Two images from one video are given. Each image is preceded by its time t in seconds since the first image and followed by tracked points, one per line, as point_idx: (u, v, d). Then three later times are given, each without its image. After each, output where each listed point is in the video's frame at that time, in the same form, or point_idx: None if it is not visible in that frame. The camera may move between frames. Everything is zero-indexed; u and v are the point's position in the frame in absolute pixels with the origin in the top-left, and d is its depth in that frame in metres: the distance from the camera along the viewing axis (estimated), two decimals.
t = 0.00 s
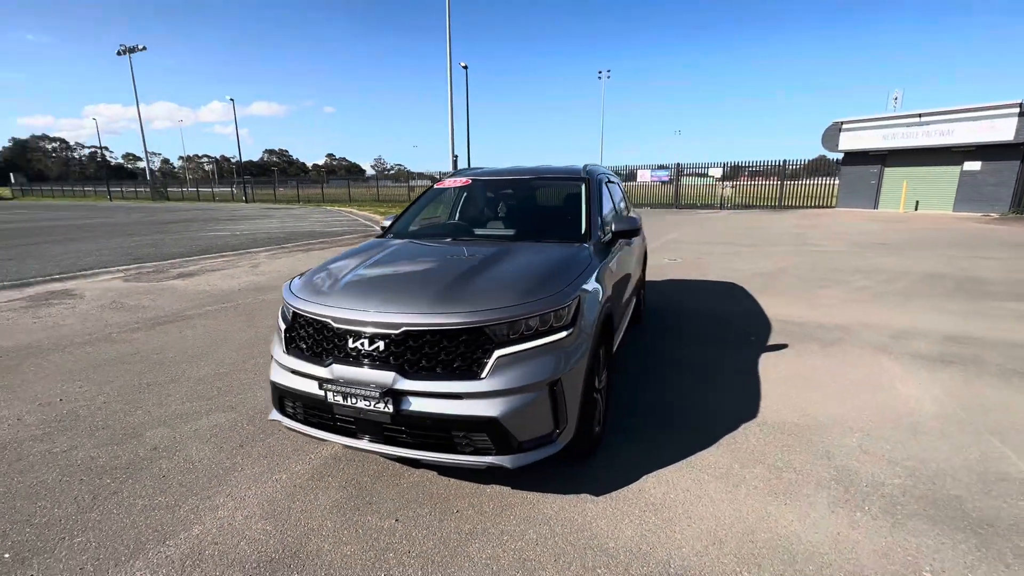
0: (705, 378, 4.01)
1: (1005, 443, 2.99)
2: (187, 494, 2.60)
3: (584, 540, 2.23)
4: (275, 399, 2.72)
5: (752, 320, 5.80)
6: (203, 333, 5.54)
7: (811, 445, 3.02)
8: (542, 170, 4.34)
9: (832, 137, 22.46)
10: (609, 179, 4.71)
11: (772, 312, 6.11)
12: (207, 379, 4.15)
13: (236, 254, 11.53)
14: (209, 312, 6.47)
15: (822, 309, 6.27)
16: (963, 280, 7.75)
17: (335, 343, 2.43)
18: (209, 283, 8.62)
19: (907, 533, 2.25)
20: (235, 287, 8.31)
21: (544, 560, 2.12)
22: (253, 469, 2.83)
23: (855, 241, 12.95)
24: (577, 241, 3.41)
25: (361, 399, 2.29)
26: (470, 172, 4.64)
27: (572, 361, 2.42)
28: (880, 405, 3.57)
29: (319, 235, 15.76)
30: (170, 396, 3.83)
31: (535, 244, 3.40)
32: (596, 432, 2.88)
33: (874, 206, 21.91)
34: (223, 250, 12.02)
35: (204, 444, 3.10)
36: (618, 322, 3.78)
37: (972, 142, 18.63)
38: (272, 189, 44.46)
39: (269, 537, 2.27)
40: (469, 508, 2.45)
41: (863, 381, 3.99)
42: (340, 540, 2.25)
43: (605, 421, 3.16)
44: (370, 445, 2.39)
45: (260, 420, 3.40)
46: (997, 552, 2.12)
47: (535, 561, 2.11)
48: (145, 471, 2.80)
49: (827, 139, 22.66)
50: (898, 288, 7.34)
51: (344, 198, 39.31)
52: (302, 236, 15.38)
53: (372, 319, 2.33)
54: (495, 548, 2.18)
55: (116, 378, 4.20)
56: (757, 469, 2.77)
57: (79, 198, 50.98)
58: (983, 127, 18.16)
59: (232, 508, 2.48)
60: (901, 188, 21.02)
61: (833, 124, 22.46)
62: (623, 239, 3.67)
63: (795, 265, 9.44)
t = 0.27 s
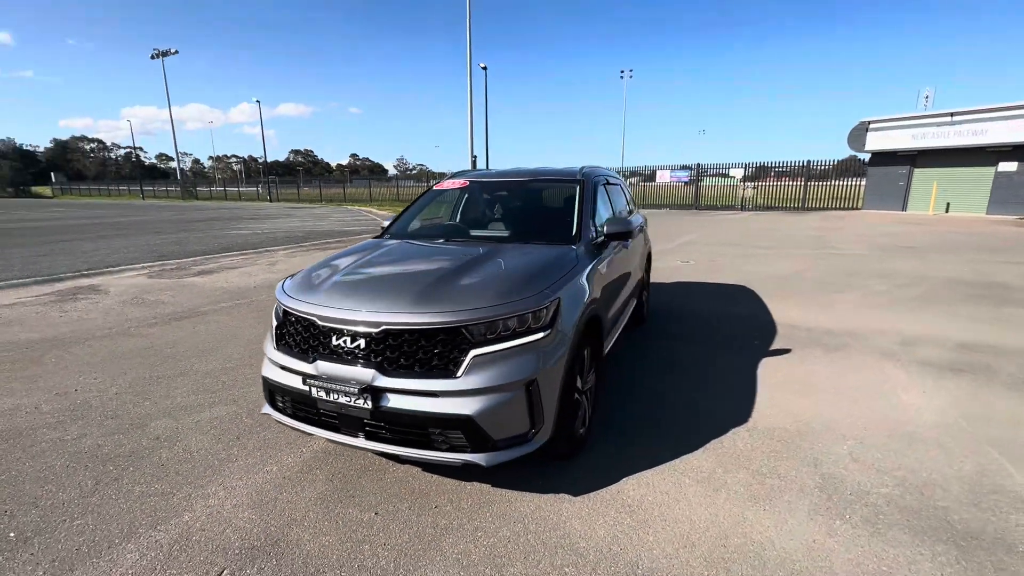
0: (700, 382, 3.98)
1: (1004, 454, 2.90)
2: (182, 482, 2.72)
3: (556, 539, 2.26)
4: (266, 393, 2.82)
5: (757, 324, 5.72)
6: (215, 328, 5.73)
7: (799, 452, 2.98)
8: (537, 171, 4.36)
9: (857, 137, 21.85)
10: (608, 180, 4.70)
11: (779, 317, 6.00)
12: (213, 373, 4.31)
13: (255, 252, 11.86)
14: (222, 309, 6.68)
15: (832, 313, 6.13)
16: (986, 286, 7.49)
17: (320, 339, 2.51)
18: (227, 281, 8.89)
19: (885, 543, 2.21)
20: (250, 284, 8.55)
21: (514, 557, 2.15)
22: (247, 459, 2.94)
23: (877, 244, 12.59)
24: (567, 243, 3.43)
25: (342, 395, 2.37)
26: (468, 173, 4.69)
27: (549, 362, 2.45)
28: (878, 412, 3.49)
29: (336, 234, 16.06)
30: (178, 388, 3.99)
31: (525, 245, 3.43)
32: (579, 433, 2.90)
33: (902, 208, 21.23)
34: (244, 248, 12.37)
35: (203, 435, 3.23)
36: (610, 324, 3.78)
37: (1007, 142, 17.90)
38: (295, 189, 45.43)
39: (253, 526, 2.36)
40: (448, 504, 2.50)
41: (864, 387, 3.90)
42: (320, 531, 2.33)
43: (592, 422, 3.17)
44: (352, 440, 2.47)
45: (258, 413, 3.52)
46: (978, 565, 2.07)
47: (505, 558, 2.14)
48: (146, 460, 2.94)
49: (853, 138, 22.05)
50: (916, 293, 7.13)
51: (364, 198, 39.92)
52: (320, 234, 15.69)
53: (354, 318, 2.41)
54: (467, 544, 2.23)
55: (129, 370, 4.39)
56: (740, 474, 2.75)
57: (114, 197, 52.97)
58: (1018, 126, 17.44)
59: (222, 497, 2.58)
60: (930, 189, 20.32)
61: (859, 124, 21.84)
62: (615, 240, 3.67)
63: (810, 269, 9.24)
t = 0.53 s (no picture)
0: (702, 387, 3.92)
1: (1016, 469, 2.78)
2: (184, 473, 2.81)
3: (540, 541, 2.26)
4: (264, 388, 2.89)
5: (769, 328, 5.60)
6: (230, 324, 5.89)
7: (798, 460, 2.91)
8: (541, 172, 4.36)
9: (888, 136, 21.15)
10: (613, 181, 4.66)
11: (792, 321, 5.86)
12: (224, 367, 4.43)
13: (275, 250, 12.13)
14: (239, 305, 6.87)
15: (849, 319, 5.96)
16: (1017, 292, 7.16)
17: (314, 337, 2.57)
18: (246, 278, 9.13)
19: (879, 557, 2.14)
20: (268, 282, 8.75)
21: (496, 557, 2.16)
22: (247, 452, 3.02)
23: (904, 247, 12.16)
24: (565, 244, 3.42)
25: (333, 392, 2.42)
26: (473, 173, 4.71)
27: (538, 363, 2.44)
28: (886, 421, 3.38)
29: (355, 233, 16.31)
30: (189, 382, 4.12)
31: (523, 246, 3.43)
32: (572, 435, 2.89)
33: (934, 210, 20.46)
34: (264, 246, 12.66)
35: (208, 427, 3.33)
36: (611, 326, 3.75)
37: None
38: (318, 188, 46.27)
39: (246, 517, 2.43)
40: (436, 503, 2.52)
41: (874, 396, 3.79)
42: (310, 524, 2.38)
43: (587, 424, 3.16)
44: (343, 436, 2.51)
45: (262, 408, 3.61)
46: None
47: (487, 558, 2.15)
48: (152, 450, 3.05)
49: (883, 138, 21.35)
50: (941, 299, 6.87)
51: (385, 197, 40.42)
52: (339, 233, 15.95)
53: (345, 316, 2.45)
54: (451, 542, 2.25)
55: (145, 363, 4.56)
56: (735, 481, 2.71)
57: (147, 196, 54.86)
58: None
59: (220, 488, 2.66)
60: (965, 191, 19.53)
61: (890, 123, 21.13)
62: (616, 242, 3.63)
63: (831, 272, 8.99)
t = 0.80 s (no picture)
0: (708, 392, 3.81)
1: None
2: (181, 466, 2.85)
3: (526, 547, 2.21)
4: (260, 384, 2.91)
5: (784, 333, 5.42)
6: (242, 320, 5.99)
7: (803, 470, 2.79)
8: (546, 171, 4.30)
9: (920, 135, 20.37)
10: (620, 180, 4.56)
11: (809, 326, 5.66)
12: (231, 363, 4.50)
13: (294, 248, 12.33)
14: (253, 302, 6.99)
15: (870, 324, 5.73)
16: None
17: (306, 334, 2.57)
18: (263, 275, 9.30)
19: None
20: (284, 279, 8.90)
21: (479, 562, 2.12)
22: (244, 447, 3.05)
23: (935, 251, 11.68)
24: (565, 243, 3.35)
25: (322, 390, 2.41)
26: (479, 172, 4.69)
27: (528, 365, 2.40)
28: (901, 432, 3.22)
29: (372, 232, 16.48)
30: (196, 376, 4.19)
31: (522, 245, 3.38)
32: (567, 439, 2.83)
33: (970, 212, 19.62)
34: (283, 244, 12.88)
35: (209, 422, 3.38)
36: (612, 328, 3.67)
37: None
38: (340, 187, 46.98)
39: (236, 512, 2.44)
40: (424, 504, 2.49)
41: (890, 405, 3.62)
42: (297, 521, 2.37)
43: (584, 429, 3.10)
44: (332, 434, 2.51)
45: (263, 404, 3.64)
46: None
47: (470, 563, 2.12)
48: (153, 443, 3.10)
49: (915, 137, 20.58)
50: (970, 305, 6.56)
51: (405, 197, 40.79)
52: (357, 232, 16.14)
53: (336, 314, 2.45)
54: (435, 545, 2.21)
55: (157, 357, 4.66)
56: (734, 491, 2.61)
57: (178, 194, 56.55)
58: None
59: (214, 482, 2.69)
60: (1003, 192, 18.67)
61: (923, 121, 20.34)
62: (619, 242, 3.55)
63: (855, 276, 8.68)
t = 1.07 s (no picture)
0: (713, 402, 3.67)
1: None
2: (174, 464, 2.87)
3: (507, 559, 2.14)
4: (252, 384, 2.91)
5: (799, 340, 5.22)
6: (252, 318, 6.06)
7: (807, 487, 2.65)
8: (549, 171, 4.22)
9: (956, 135, 19.54)
10: (626, 180, 4.44)
11: (826, 333, 5.45)
12: (236, 361, 4.54)
13: (310, 247, 12.49)
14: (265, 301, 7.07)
15: (891, 332, 5.48)
16: None
17: (293, 335, 2.55)
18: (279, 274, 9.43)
19: None
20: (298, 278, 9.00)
21: (457, 572, 2.07)
22: (237, 446, 3.06)
23: (969, 256, 11.15)
24: (563, 245, 3.27)
25: (307, 392, 2.39)
26: (482, 172, 4.63)
27: (513, 372, 2.33)
28: (916, 449, 3.05)
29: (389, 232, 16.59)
30: (200, 373, 4.24)
31: (519, 247, 3.31)
32: (558, 448, 2.75)
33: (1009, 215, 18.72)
34: (301, 244, 13.06)
35: (207, 420, 3.40)
36: (612, 333, 3.58)
37: None
38: (362, 188, 47.58)
39: (221, 512, 2.44)
40: (409, 510, 2.45)
41: (907, 419, 3.43)
42: (279, 524, 2.35)
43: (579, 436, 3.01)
44: (318, 437, 2.49)
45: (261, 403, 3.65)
46: None
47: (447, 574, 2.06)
48: (150, 440, 3.14)
49: (950, 137, 19.75)
50: (1003, 313, 6.22)
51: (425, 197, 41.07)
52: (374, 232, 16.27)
53: (321, 316, 2.42)
54: (415, 553, 2.17)
55: (165, 354, 4.74)
56: (730, 507, 2.49)
57: (207, 194, 58.13)
58: None
59: (203, 481, 2.70)
60: None
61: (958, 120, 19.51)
62: (620, 244, 3.44)
63: (879, 281, 8.34)
